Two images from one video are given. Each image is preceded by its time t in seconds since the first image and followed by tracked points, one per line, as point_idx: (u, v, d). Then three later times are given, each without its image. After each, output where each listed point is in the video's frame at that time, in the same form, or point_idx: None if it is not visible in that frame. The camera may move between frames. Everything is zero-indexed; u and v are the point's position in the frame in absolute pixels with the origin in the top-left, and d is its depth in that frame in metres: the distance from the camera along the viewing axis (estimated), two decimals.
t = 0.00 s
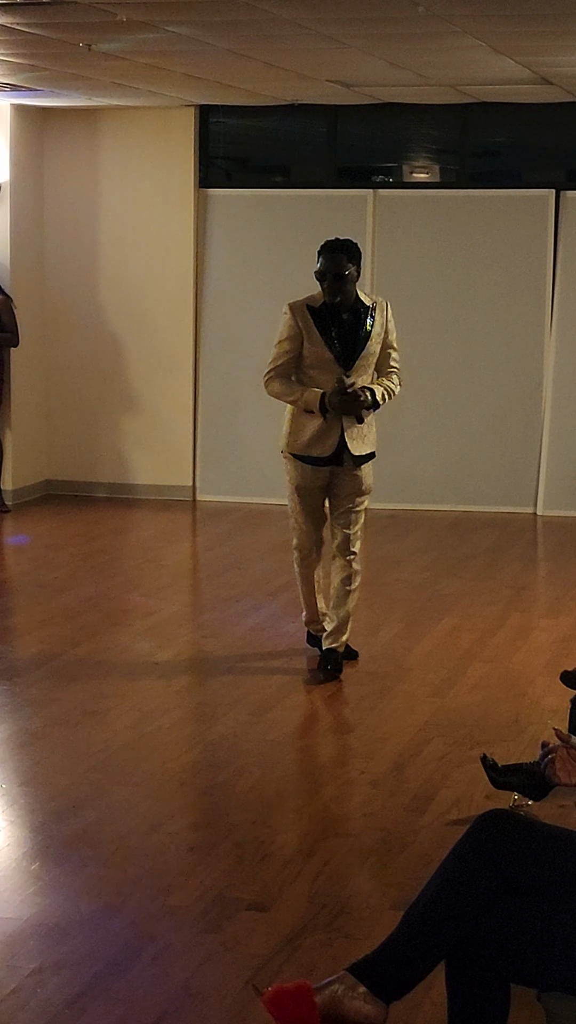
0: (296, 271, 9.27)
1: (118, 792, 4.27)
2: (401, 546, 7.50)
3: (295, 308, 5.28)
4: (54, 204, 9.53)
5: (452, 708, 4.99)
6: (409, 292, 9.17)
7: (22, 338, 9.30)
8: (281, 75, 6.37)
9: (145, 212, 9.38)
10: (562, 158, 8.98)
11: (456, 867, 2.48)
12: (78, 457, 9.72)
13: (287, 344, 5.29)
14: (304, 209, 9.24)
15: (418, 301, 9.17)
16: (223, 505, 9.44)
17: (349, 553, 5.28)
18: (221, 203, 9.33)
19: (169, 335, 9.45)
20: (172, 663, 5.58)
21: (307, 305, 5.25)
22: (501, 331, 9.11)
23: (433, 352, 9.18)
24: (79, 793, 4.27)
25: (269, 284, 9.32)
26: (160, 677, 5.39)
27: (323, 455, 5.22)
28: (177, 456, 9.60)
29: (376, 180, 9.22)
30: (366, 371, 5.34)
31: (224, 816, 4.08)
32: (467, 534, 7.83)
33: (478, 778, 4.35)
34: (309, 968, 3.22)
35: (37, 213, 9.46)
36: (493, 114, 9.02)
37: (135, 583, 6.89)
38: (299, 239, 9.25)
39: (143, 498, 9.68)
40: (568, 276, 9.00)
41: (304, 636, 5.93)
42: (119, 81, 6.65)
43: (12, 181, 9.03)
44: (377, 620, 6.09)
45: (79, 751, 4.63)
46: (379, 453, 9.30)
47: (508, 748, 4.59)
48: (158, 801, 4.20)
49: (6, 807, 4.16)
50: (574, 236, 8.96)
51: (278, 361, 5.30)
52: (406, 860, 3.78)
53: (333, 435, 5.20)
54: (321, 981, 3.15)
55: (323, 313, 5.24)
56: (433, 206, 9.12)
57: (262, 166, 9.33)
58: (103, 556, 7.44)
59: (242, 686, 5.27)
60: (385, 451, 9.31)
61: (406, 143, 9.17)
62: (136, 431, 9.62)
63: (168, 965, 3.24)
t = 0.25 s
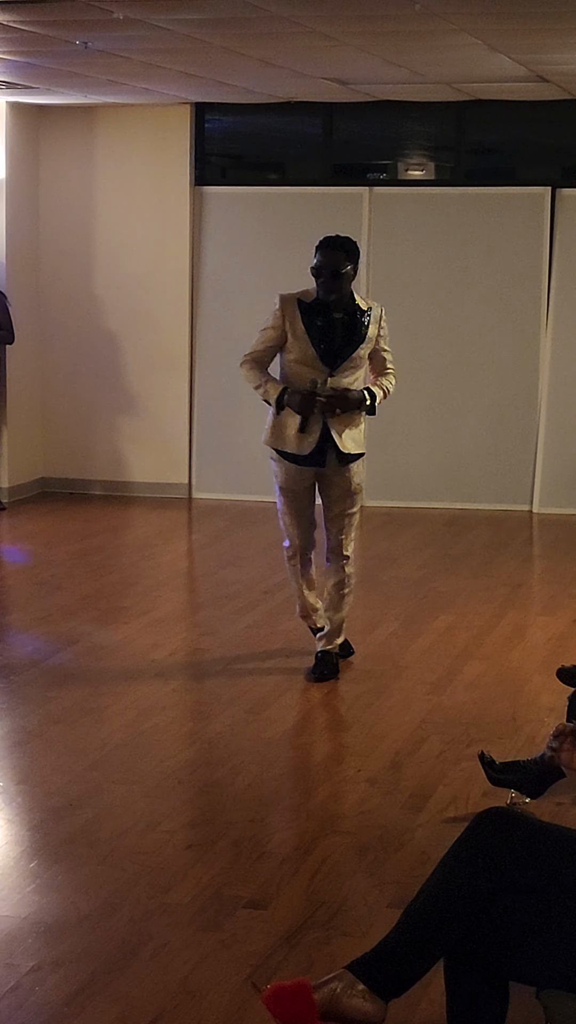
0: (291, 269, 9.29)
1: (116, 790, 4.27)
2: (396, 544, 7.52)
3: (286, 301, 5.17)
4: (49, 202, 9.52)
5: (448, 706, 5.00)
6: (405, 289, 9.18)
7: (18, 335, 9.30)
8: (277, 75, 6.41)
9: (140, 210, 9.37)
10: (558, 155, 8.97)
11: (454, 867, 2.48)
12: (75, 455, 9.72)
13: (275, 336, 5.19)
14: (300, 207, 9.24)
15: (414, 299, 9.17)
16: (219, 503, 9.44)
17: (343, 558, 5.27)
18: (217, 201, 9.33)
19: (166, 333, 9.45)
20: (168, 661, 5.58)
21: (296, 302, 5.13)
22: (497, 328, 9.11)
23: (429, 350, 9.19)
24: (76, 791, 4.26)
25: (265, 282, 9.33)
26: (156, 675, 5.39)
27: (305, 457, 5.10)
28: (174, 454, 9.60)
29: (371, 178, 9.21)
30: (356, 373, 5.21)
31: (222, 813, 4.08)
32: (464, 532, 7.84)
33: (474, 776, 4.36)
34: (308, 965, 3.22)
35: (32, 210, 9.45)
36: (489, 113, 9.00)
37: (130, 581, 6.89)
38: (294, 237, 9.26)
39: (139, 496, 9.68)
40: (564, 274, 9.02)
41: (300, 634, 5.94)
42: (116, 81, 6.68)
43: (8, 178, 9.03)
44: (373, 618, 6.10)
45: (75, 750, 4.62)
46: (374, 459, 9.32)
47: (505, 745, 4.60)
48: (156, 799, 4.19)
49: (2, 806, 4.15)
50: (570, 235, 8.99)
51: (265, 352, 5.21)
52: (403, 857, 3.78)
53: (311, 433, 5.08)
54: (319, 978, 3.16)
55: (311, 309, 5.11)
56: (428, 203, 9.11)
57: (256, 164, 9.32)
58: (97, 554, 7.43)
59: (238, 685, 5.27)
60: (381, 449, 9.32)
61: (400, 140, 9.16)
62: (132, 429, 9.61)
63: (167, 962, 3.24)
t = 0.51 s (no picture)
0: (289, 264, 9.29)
1: (117, 786, 4.28)
2: (395, 539, 7.54)
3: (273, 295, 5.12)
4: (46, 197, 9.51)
5: (449, 701, 5.01)
6: (403, 285, 9.18)
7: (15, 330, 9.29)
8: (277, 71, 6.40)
9: (138, 205, 9.37)
10: (555, 152, 8.99)
11: (457, 864, 2.48)
12: (72, 451, 9.72)
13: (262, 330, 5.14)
14: (298, 203, 9.24)
15: (412, 294, 9.18)
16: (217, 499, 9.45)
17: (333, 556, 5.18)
18: (215, 197, 9.34)
19: (163, 328, 9.45)
20: (168, 657, 5.59)
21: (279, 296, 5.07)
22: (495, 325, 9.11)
23: (427, 346, 9.19)
24: (77, 787, 4.28)
25: (263, 277, 9.33)
26: (156, 671, 5.40)
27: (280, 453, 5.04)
28: (171, 450, 9.60)
29: (369, 174, 9.21)
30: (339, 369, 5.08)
31: (223, 809, 4.09)
32: (462, 528, 7.86)
33: (475, 771, 4.37)
34: (310, 960, 3.23)
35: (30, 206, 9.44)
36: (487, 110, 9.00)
37: (130, 576, 6.91)
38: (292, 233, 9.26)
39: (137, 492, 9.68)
40: (562, 269, 9.02)
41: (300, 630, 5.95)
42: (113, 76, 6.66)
43: (6, 174, 9.03)
44: (373, 614, 6.12)
45: (76, 745, 4.64)
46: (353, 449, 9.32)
47: (505, 740, 4.61)
48: (157, 795, 4.20)
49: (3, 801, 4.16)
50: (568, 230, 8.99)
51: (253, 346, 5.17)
52: (404, 853, 3.79)
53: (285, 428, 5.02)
54: (321, 974, 3.16)
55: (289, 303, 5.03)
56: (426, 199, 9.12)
57: (252, 161, 9.32)
58: (97, 550, 7.45)
59: (238, 681, 5.27)
60: (379, 445, 9.32)
61: (397, 135, 9.15)
62: (129, 425, 9.61)
63: (169, 957, 3.25)
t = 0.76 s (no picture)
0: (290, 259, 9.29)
1: (120, 781, 4.28)
2: (396, 535, 7.54)
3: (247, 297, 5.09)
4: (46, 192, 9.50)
5: (451, 697, 5.02)
6: (403, 279, 9.17)
7: (16, 326, 9.29)
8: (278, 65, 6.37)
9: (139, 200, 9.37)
10: (555, 148, 8.96)
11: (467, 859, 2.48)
12: (71, 447, 9.71)
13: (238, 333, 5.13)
14: (298, 197, 9.22)
15: (413, 289, 9.17)
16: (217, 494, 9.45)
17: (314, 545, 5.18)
18: (215, 192, 9.32)
19: (163, 322, 9.45)
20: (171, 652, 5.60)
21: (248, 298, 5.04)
22: (495, 320, 9.11)
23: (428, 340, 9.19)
24: (81, 782, 4.28)
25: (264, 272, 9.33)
26: (159, 666, 5.40)
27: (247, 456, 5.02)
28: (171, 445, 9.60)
29: (368, 169, 9.18)
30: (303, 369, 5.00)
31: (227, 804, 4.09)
32: (463, 524, 7.87)
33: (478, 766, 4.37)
34: (318, 955, 3.23)
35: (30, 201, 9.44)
36: (487, 105, 8.98)
37: (131, 572, 6.91)
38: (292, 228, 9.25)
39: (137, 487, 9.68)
40: (563, 264, 9.01)
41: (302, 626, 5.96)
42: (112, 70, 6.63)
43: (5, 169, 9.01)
44: (375, 609, 6.12)
45: (79, 740, 4.64)
46: (330, 438, 9.33)
47: (508, 736, 4.62)
48: (161, 790, 4.21)
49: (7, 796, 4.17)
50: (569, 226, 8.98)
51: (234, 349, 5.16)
52: (409, 848, 3.79)
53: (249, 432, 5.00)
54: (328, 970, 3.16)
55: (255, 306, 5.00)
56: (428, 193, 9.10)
57: (250, 155, 9.28)
58: (98, 545, 7.45)
59: (240, 676, 5.28)
60: (380, 439, 9.32)
61: (396, 129, 9.12)
62: (129, 419, 9.61)
63: (175, 952, 3.25)
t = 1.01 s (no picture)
0: (293, 255, 9.29)
1: (128, 778, 4.28)
2: (401, 532, 7.53)
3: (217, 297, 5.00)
4: (50, 187, 9.50)
5: (458, 694, 5.01)
6: (406, 277, 9.17)
7: (19, 323, 9.29)
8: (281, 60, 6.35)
9: (141, 196, 9.37)
10: (558, 145, 8.94)
11: (480, 860, 2.48)
12: (74, 443, 9.70)
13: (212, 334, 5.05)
14: (301, 193, 9.22)
15: (416, 286, 9.17)
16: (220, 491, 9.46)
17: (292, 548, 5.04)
18: (220, 189, 9.34)
19: (165, 318, 9.45)
20: (176, 649, 5.60)
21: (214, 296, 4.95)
22: (499, 317, 9.10)
23: (431, 337, 9.19)
24: (89, 779, 4.28)
25: (267, 268, 9.33)
26: (164, 664, 5.40)
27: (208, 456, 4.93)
28: (175, 441, 9.61)
29: (370, 165, 9.17)
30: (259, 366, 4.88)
31: (235, 801, 4.09)
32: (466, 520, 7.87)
33: (485, 764, 4.37)
34: (328, 953, 3.22)
35: (34, 197, 9.44)
36: (489, 102, 8.95)
37: (136, 569, 6.91)
38: (295, 225, 9.25)
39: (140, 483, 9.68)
40: (567, 261, 9.00)
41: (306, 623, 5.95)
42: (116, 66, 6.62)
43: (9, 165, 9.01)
44: (380, 606, 6.11)
45: (86, 737, 4.64)
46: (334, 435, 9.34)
47: (515, 733, 4.61)
48: (169, 787, 4.21)
49: (14, 793, 4.17)
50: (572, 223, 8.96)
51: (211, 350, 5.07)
52: (417, 846, 3.79)
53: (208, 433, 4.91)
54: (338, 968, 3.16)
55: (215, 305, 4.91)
56: (431, 191, 9.10)
57: (252, 151, 9.27)
58: (102, 542, 7.46)
59: (246, 673, 5.27)
60: (383, 437, 9.33)
61: (398, 127, 9.10)
62: (132, 416, 9.61)
63: (185, 950, 3.25)
